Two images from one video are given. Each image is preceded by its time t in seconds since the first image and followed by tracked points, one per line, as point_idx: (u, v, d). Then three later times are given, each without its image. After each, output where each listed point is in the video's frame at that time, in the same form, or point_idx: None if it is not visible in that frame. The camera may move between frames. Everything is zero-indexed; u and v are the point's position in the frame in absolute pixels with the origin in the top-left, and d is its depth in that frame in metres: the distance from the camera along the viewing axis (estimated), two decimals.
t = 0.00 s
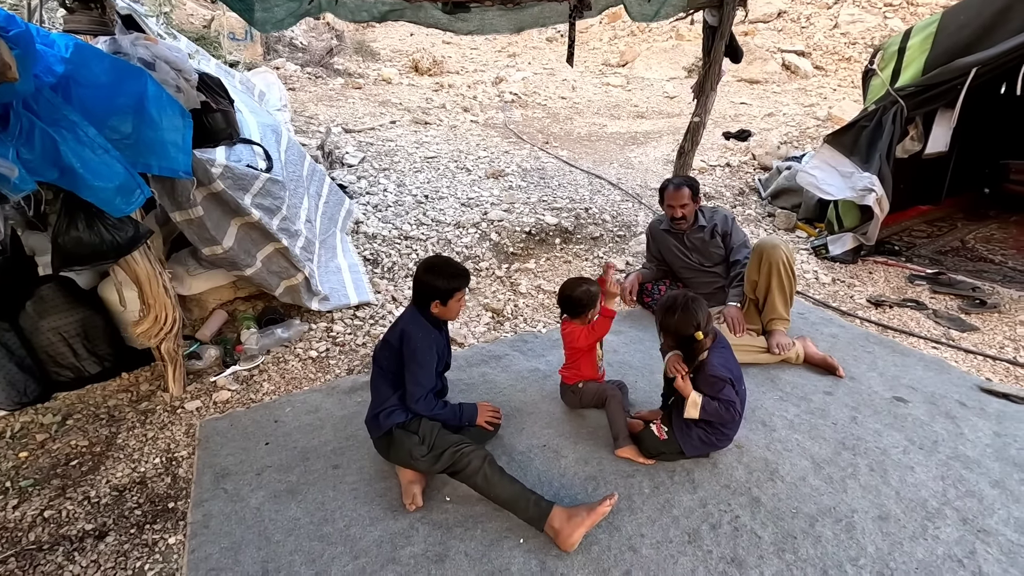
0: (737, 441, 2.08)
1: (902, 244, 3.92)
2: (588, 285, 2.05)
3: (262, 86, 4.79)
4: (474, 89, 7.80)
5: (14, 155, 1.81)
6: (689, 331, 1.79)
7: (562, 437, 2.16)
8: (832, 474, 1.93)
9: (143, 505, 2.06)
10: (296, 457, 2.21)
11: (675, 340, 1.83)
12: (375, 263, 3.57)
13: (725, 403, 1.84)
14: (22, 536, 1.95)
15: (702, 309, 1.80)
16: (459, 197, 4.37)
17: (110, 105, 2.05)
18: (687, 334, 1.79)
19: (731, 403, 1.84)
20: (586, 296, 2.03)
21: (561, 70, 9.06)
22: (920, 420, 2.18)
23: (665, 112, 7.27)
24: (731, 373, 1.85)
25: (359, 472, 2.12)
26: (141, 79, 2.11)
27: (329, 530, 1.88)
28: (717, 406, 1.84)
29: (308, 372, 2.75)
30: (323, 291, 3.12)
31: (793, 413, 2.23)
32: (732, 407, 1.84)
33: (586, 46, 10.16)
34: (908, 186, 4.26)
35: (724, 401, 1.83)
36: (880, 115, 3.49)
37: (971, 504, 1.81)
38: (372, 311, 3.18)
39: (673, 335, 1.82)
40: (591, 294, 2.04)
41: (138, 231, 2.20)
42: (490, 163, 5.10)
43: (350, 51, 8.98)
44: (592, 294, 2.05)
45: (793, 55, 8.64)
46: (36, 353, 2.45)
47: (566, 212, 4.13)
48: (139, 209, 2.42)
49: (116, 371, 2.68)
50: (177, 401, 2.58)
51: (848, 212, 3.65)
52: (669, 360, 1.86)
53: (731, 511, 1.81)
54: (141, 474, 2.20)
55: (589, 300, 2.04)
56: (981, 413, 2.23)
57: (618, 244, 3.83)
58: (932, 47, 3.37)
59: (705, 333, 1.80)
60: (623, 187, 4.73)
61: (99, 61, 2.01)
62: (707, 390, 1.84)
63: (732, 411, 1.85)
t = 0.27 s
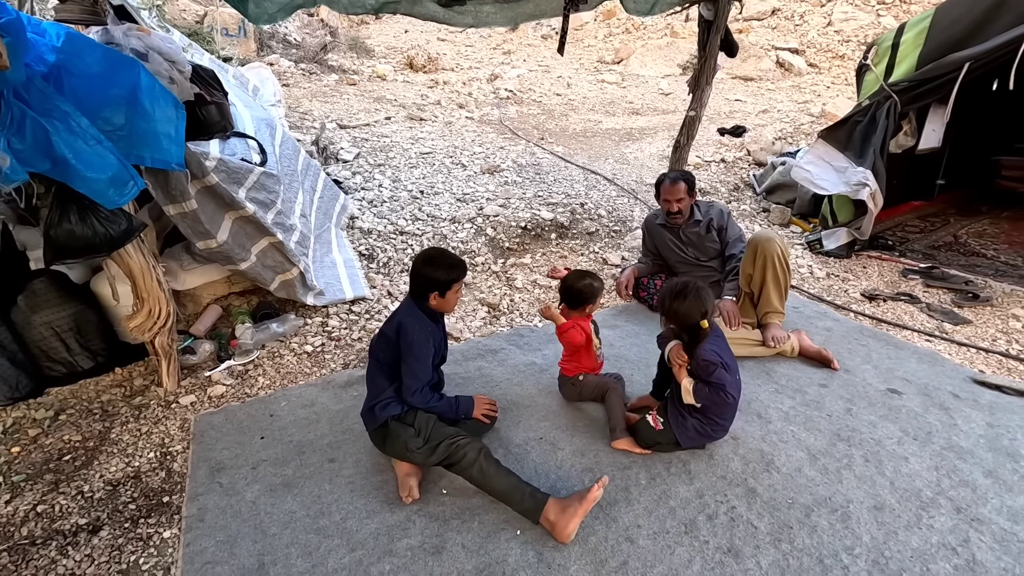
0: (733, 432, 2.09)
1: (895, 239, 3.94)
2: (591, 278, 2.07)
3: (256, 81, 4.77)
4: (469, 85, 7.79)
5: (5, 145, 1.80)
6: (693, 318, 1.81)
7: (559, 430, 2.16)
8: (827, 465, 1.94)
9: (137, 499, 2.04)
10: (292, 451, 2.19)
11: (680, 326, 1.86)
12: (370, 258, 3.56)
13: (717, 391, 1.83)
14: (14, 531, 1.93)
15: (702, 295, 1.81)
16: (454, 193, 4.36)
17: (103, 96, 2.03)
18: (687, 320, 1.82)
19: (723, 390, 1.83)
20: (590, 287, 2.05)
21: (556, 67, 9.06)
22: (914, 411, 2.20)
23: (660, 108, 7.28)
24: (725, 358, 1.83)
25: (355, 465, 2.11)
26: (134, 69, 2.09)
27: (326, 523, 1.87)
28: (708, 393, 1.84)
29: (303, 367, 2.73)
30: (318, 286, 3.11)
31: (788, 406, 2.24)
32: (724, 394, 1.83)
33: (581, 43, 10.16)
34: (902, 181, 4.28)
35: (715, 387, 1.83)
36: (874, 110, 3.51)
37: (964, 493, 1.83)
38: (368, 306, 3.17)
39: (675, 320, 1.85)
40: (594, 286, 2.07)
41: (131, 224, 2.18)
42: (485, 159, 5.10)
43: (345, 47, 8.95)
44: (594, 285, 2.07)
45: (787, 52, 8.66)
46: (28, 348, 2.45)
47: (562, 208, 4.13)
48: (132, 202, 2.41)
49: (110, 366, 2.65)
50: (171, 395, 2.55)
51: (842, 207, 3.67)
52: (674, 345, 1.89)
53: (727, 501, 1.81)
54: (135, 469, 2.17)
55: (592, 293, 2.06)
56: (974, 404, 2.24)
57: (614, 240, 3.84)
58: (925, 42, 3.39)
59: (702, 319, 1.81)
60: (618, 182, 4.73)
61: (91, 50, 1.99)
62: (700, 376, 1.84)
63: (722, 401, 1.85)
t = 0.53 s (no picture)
0: (728, 427, 2.09)
1: (888, 235, 3.97)
2: (590, 274, 2.06)
3: (249, 76, 4.73)
4: (463, 82, 7.78)
5: None
6: (691, 307, 1.83)
7: (555, 425, 2.17)
8: (821, 458, 1.95)
9: (131, 496, 2.01)
10: (287, 447, 2.17)
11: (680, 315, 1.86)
12: (365, 254, 3.55)
13: (708, 378, 1.84)
14: (6, 528, 1.89)
15: (697, 284, 1.83)
16: (449, 189, 4.35)
17: (94, 88, 2.01)
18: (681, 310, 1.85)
19: (713, 377, 1.83)
20: (589, 283, 2.04)
21: (550, 64, 9.06)
22: (907, 405, 2.21)
23: (654, 106, 7.29)
24: (716, 346, 1.85)
25: (351, 461, 2.10)
26: (126, 62, 2.08)
27: (322, 518, 1.85)
28: (699, 381, 1.85)
29: (298, 363, 2.72)
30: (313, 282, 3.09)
31: (783, 400, 2.25)
32: (715, 382, 1.84)
33: (575, 41, 10.15)
34: (895, 178, 4.31)
35: (706, 374, 1.83)
36: (867, 107, 3.53)
37: (957, 485, 1.84)
38: (363, 302, 3.16)
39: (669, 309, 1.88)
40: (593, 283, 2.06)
41: (124, 219, 2.16)
42: (480, 156, 5.09)
43: (338, 44, 8.90)
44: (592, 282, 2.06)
45: (780, 50, 8.70)
46: (19, 345, 2.42)
47: (557, 204, 4.13)
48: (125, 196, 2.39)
49: (103, 363, 2.63)
50: (165, 392, 2.52)
51: (835, 204, 3.69)
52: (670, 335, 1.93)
53: (723, 494, 1.82)
54: (129, 465, 2.14)
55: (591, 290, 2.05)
56: (966, 398, 2.26)
57: (609, 236, 3.84)
58: (918, 39, 3.40)
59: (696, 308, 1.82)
60: (613, 179, 4.74)
61: (82, 43, 1.98)
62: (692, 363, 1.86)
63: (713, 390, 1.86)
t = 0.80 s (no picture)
0: (726, 425, 2.10)
1: (883, 233, 3.99)
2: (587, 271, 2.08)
3: (244, 74, 4.71)
4: (459, 80, 7.76)
5: None
6: (691, 303, 1.84)
7: (553, 423, 2.17)
8: (818, 455, 1.96)
9: (128, 496, 1.99)
10: (285, 446, 2.17)
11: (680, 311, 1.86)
12: (362, 252, 3.54)
13: (702, 372, 1.85)
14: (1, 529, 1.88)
15: (691, 278, 1.85)
16: (446, 187, 4.35)
17: (89, 86, 2.00)
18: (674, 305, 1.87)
19: (707, 371, 1.84)
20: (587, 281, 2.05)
21: (546, 62, 9.05)
22: (903, 402, 2.23)
23: (650, 104, 7.30)
24: (709, 340, 1.85)
25: (349, 460, 2.09)
26: (121, 59, 2.07)
27: (320, 518, 1.85)
28: (694, 375, 1.86)
29: (295, 362, 2.71)
30: (310, 281, 3.08)
31: (780, 397, 2.26)
32: (710, 376, 1.84)
33: (571, 39, 10.15)
34: (890, 176, 4.33)
35: (700, 368, 1.84)
36: (863, 106, 3.54)
37: (952, 482, 1.85)
38: (360, 300, 3.15)
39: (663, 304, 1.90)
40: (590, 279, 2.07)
41: (119, 217, 2.15)
42: (476, 153, 5.08)
43: (333, 41, 8.86)
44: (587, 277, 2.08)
45: (775, 49, 8.72)
46: (13, 345, 2.41)
47: (554, 202, 4.13)
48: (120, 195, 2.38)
49: (98, 362, 2.61)
50: (161, 392, 2.50)
51: (831, 202, 3.71)
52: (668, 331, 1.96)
53: (721, 492, 1.82)
54: (125, 465, 2.13)
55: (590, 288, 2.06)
56: (961, 395, 2.28)
57: (606, 234, 3.85)
58: (913, 38, 3.42)
59: (688, 303, 1.84)
60: (610, 177, 4.74)
61: (77, 40, 1.97)
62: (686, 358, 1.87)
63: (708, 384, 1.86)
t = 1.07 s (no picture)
0: (723, 423, 2.11)
1: (877, 231, 4.01)
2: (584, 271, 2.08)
3: (238, 71, 4.68)
4: (454, 78, 7.74)
5: None
6: (677, 305, 1.87)
7: (551, 422, 2.17)
8: (815, 453, 1.97)
9: (123, 498, 1.98)
10: (282, 447, 2.16)
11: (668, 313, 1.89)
12: (358, 251, 3.53)
13: (681, 374, 1.86)
14: None
15: (675, 280, 1.87)
16: (442, 185, 4.34)
17: (82, 84, 1.99)
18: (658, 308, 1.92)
19: (686, 374, 1.85)
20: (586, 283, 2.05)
21: (541, 60, 9.04)
22: (898, 399, 2.24)
23: (645, 102, 7.30)
24: (694, 343, 1.87)
25: (347, 460, 2.08)
26: (114, 57, 2.06)
27: (318, 519, 1.84)
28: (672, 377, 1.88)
29: (291, 362, 2.69)
30: (305, 280, 3.07)
31: (776, 395, 2.27)
32: (687, 379, 1.85)
33: (566, 36, 10.14)
34: (884, 175, 4.35)
35: (678, 370, 1.86)
36: (858, 104, 3.56)
37: (947, 479, 1.86)
38: (356, 299, 3.14)
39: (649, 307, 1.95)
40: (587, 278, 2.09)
41: (114, 217, 2.13)
42: (472, 152, 5.08)
43: (327, 38, 8.82)
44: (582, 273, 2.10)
45: (770, 47, 8.74)
46: (5, 345, 2.37)
47: (550, 201, 4.13)
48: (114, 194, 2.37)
49: (92, 363, 2.59)
50: (156, 392, 2.49)
51: (827, 200, 3.70)
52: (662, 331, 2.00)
53: (719, 490, 1.83)
54: (121, 467, 2.11)
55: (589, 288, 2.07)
56: (955, 392, 2.29)
57: (602, 233, 3.85)
58: (908, 36, 3.42)
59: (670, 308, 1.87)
60: (606, 175, 4.74)
61: (69, 37, 1.97)
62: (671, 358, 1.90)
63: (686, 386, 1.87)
